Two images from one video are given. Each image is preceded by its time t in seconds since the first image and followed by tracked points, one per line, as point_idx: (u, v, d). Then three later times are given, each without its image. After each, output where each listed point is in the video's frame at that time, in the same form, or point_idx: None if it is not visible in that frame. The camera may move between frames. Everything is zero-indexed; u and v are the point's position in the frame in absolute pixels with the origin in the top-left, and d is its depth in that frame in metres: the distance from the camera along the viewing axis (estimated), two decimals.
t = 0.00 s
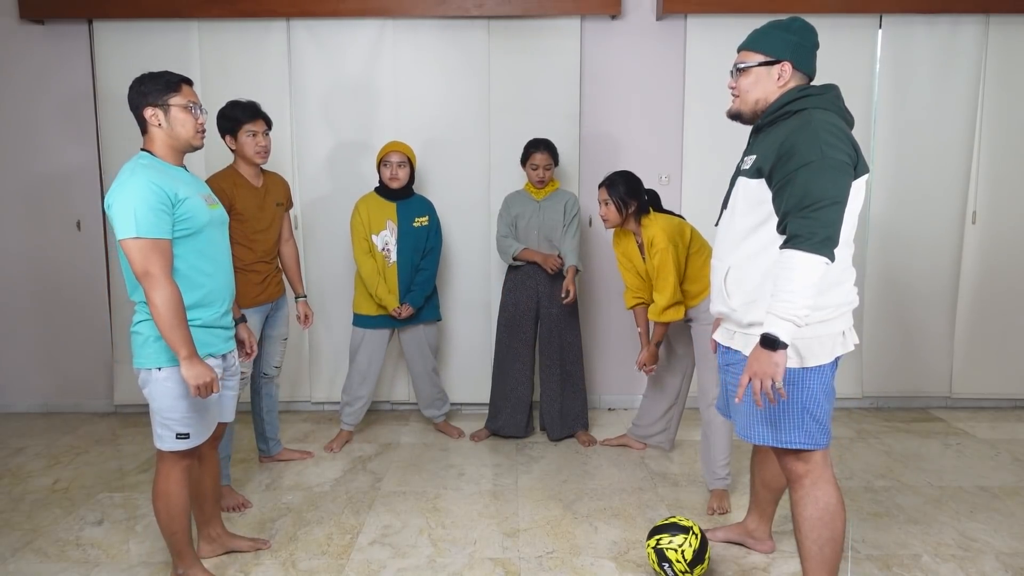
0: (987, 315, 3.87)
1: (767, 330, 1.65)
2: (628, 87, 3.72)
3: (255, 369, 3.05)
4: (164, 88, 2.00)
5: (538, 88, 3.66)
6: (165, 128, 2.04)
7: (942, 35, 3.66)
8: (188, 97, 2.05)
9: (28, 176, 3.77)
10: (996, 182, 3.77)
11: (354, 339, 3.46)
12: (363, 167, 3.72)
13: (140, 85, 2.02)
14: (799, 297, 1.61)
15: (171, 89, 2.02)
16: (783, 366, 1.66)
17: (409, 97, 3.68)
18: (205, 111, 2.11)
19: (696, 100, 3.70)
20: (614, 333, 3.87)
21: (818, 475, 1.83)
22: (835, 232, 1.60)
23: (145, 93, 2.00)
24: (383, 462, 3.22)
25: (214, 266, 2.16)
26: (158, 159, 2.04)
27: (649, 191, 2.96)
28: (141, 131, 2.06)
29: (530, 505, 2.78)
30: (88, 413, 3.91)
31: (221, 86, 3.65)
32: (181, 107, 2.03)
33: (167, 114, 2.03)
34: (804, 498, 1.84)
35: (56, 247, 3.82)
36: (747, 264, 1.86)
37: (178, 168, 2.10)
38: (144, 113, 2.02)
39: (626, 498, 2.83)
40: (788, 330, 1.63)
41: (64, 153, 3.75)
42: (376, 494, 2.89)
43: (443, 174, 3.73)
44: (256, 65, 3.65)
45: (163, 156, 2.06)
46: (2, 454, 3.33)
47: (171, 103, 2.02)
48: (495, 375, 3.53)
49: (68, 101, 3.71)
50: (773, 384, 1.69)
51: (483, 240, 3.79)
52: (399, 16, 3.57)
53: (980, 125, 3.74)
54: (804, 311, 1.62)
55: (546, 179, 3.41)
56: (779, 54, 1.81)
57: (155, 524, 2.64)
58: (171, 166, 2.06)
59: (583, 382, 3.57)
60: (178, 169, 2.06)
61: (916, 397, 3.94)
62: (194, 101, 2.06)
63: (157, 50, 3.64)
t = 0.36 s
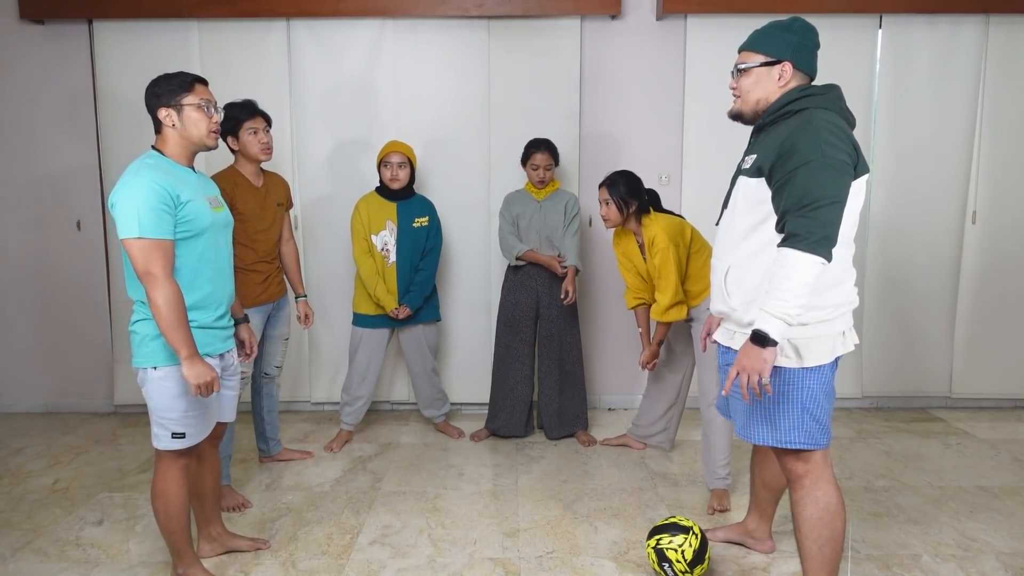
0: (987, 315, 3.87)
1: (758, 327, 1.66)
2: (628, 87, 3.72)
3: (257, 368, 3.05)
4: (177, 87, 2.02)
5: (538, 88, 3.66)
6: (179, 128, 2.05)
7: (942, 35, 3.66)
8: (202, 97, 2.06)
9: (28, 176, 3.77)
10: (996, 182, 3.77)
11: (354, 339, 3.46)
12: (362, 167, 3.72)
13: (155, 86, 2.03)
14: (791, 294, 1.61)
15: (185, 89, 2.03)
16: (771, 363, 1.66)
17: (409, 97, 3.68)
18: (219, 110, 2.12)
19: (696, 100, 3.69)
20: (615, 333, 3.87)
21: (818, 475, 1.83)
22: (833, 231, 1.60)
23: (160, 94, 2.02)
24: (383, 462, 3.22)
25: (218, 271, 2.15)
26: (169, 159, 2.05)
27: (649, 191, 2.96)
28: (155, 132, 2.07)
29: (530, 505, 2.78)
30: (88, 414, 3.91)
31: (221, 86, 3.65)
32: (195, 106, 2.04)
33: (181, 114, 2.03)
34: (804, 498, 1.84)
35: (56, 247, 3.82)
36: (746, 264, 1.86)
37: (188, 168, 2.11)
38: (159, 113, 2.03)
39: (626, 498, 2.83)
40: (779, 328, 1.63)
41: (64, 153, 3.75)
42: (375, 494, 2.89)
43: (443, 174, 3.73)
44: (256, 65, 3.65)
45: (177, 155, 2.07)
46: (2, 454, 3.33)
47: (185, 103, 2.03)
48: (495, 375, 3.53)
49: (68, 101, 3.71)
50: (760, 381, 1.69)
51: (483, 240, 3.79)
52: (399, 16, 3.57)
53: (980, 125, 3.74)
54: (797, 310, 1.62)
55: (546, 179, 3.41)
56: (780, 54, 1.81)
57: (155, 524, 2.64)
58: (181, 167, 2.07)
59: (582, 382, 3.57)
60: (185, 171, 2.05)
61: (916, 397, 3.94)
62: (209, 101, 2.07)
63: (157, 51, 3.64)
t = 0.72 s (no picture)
0: (987, 315, 3.87)
1: (765, 330, 1.65)
2: (628, 87, 3.72)
3: (256, 368, 3.05)
4: (191, 92, 2.02)
5: (538, 88, 3.66)
6: (188, 131, 2.06)
7: (942, 35, 3.66)
8: (215, 102, 2.06)
9: (28, 176, 3.77)
10: (995, 182, 3.77)
11: (354, 339, 3.46)
12: (362, 167, 3.72)
13: (168, 88, 2.04)
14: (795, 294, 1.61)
15: (197, 94, 2.03)
16: (779, 365, 1.66)
17: (409, 97, 3.68)
18: (229, 117, 2.12)
19: (696, 100, 3.69)
20: (615, 333, 3.87)
21: (817, 475, 1.83)
22: (836, 232, 1.60)
23: (172, 96, 2.02)
24: (383, 462, 3.22)
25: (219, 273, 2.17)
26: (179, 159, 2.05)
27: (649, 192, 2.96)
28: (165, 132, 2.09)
29: (530, 505, 2.78)
30: (88, 414, 3.91)
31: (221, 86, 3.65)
32: (204, 111, 2.04)
33: (190, 117, 2.04)
34: (804, 497, 1.84)
35: (56, 247, 3.82)
36: (748, 263, 1.86)
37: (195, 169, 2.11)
38: (169, 115, 2.04)
39: (626, 498, 2.83)
40: (784, 330, 1.63)
41: (65, 153, 3.75)
42: (376, 494, 2.89)
43: (443, 174, 3.73)
44: (256, 65, 3.65)
45: (187, 157, 2.09)
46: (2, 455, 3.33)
47: (195, 107, 2.03)
48: (495, 375, 3.53)
49: (68, 101, 3.71)
50: (768, 384, 1.69)
51: (484, 240, 3.79)
52: (399, 16, 3.57)
53: (980, 126, 3.74)
54: (802, 311, 1.62)
55: (546, 180, 3.41)
56: (780, 55, 1.81)
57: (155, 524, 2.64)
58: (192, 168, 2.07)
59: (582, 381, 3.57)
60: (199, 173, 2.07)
61: (916, 398, 3.94)
62: (220, 106, 2.08)
63: (157, 50, 3.63)
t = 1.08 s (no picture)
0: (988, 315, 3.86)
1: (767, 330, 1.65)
2: (628, 87, 3.72)
3: (256, 368, 3.04)
4: (206, 99, 2.04)
5: (538, 88, 3.66)
6: (200, 135, 2.07)
7: (943, 35, 3.66)
8: (228, 109, 2.08)
9: (28, 176, 3.77)
10: (996, 182, 3.77)
11: (354, 339, 3.46)
12: (362, 167, 3.72)
13: (184, 91, 2.05)
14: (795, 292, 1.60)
15: (212, 101, 2.05)
16: (781, 366, 1.66)
17: (410, 97, 3.68)
18: (241, 123, 2.14)
19: (696, 100, 3.69)
20: (615, 333, 3.87)
21: (818, 476, 1.83)
22: (837, 233, 1.60)
23: (188, 101, 2.04)
24: (383, 462, 3.22)
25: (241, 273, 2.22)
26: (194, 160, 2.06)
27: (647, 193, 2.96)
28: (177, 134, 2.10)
29: (530, 505, 2.78)
30: (88, 414, 3.91)
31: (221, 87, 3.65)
32: (218, 117, 2.06)
33: (203, 122, 2.05)
34: (804, 497, 1.84)
35: (56, 247, 3.82)
36: (750, 264, 1.86)
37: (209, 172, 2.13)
38: (183, 118, 2.05)
39: (626, 498, 2.83)
40: (786, 330, 1.63)
41: (65, 153, 3.75)
42: (376, 494, 2.89)
43: (443, 174, 3.73)
44: (256, 65, 3.65)
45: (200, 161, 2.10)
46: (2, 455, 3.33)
47: (209, 112, 2.05)
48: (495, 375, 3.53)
49: (68, 101, 3.71)
50: (770, 384, 1.69)
51: (484, 240, 3.79)
52: (399, 16, 3.57)
53: (980, 125, 3.74)
54: (803, 312, 1.62)
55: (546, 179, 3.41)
56: (780, 56, 1.81)
57: (155, 524, 2.64)
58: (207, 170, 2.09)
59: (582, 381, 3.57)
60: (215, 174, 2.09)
61: (916, 398, 3.94)
62: (233, 114, 2.10)
63: (157, 50, 3.63)
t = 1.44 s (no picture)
0: (988, 315, 3.86)
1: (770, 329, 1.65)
2: (628, 86, 3.72)
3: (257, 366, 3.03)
4: (210, 100, 2.04)
5: (538, 88, 3.66)
6: (213, 137, 2.08)
7: (943, 35, 3.66)
8: (232, 108, 2.07)
9: (28, 175, 3.77)
10: (996, 182, 3.77)
11: (354, 339, 3.47)
12: (363, 167, 3.72)
13: (189, 98, 2.06)
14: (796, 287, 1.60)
15: (216, 102, 2.05)
16: (783, 365, 1.66)
17: (409, 97, 3.68)
18: (246, 120, 2.14)
19: (696, 100, 3.69)
20: (615, 334, 3.87)
21: (819, 476, 1.83)
22: (841, 233, 1.60)
23: (193, 106, 2.04)
24: (383, 462, 3.22)
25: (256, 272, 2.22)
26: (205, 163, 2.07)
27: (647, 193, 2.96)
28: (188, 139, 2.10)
29: (530, 505, 2.78)
30: (89, 413, 3.91)
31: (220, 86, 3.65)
32: (225, 118, 2.07)
33: (213, 125, 2.06)
34: (804, 497, 1.84)
35: (56, 247, 3.82)
36: (754, 263, 1.86)
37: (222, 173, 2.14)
38: (193, 124, 2.06)
39: (626, 498, 2.83)
40: (789, 330, 1.63)
41: (65, 153, 3.75)
42: (376, 494, 2.89)
43: (443, 174, 3.73)
44: (256, 65, 3.65)
45: (213, 163, 2.10)
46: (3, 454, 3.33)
47: (216, 114, 2.05)
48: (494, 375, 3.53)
49: (68, 101, 3.71)
50: (772, 382, 1.69)
51: (484, 240, 3.79)
52: (399, 16, 3.57)
53: (980, 125, 3.74)
54: (806, 311, 1.62)
55: (546, 178, 3.40)
56: (781, 56, 1.81)
57: (156, 524, 2.64)
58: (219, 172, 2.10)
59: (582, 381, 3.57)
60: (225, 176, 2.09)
61: (916, 397, 3.94)
62: (238, 112, 2.09)
63: (157, 50, 3.63)
